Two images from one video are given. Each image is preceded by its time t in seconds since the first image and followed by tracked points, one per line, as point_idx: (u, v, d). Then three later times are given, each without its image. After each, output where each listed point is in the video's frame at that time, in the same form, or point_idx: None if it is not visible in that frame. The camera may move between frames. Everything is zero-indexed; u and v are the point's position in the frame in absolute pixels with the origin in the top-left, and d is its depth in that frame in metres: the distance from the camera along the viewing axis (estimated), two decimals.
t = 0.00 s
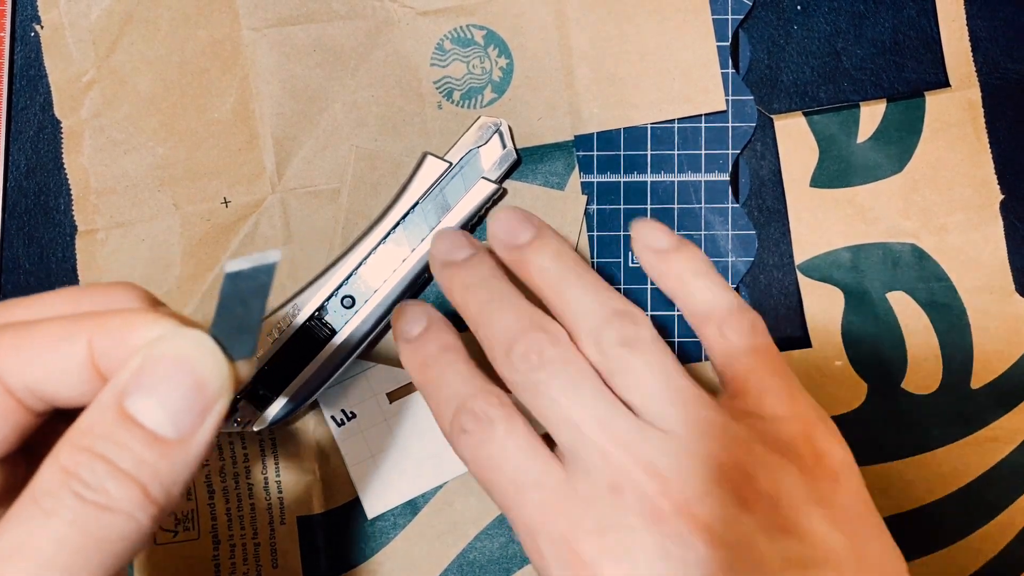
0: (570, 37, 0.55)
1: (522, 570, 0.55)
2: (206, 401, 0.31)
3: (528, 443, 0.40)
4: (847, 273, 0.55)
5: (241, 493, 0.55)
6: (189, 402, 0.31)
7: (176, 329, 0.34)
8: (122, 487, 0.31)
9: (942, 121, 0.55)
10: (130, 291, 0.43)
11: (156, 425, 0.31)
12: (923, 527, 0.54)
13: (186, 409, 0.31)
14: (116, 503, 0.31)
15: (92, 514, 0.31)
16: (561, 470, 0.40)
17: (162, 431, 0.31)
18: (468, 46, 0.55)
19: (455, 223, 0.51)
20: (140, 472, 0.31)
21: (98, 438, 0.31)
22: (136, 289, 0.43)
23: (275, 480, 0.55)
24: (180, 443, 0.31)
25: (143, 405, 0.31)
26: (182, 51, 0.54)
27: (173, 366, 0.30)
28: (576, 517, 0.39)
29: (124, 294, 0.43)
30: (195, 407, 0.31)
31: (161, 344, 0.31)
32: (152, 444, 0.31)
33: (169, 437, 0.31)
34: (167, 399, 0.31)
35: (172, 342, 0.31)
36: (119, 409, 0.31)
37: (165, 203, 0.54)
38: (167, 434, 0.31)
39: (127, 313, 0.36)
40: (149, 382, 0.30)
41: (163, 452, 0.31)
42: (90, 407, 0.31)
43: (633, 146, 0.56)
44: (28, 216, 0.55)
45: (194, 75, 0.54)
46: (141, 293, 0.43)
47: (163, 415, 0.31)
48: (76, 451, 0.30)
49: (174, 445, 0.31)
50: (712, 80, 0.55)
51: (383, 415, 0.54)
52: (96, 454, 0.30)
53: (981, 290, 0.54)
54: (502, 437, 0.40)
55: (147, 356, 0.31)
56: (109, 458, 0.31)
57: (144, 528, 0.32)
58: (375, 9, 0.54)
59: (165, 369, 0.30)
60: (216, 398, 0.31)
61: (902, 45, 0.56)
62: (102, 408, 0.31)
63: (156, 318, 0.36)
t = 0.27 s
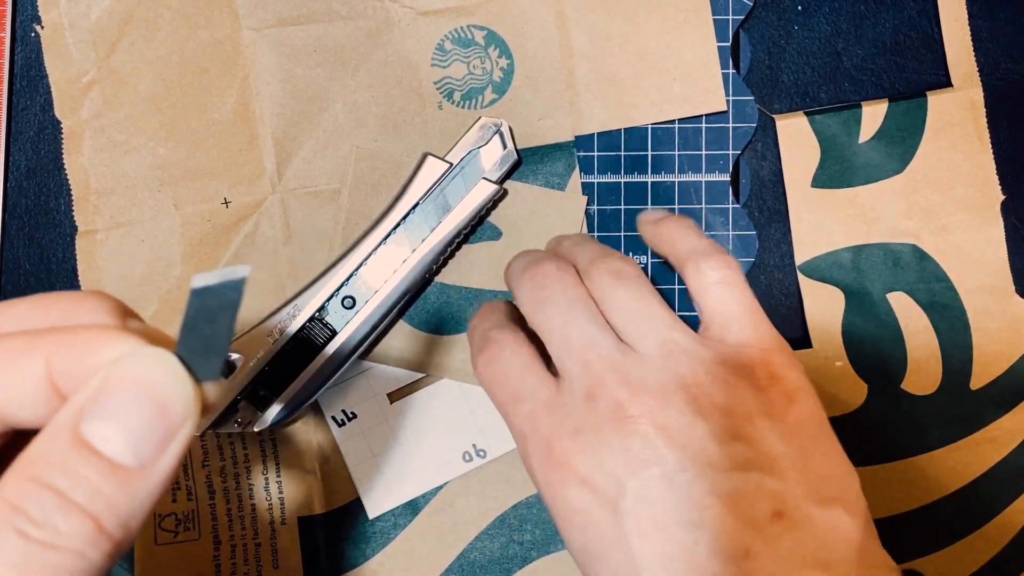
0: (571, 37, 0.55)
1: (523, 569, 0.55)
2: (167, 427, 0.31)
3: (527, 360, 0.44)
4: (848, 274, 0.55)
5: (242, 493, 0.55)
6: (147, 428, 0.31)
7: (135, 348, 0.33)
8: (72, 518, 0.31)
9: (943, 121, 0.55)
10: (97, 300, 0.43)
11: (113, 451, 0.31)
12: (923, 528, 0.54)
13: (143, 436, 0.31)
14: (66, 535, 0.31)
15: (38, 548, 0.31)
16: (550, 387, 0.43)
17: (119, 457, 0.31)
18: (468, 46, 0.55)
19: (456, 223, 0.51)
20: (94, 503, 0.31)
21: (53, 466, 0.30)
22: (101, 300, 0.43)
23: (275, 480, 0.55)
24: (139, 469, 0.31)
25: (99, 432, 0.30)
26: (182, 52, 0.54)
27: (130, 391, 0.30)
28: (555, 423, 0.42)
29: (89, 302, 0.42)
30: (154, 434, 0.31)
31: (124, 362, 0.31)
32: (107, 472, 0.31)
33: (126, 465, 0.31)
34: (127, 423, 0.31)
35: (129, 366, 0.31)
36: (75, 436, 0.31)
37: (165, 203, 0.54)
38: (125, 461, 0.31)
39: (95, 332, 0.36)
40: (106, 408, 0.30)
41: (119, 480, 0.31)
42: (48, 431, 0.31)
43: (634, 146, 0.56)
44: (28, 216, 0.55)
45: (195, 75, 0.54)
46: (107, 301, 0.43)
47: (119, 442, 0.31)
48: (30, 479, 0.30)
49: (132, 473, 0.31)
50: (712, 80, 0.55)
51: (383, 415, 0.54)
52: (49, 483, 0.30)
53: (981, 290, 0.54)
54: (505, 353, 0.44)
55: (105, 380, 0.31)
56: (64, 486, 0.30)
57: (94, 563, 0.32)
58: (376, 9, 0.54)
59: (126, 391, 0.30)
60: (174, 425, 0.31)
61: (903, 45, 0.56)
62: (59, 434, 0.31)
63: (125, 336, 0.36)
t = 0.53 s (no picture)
0: (572, 37, 0.55)
1: (523, 570, 0.55)
2: (142, 451, 0.31)
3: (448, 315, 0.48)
4: (848, 274, 0.55)
5: (241, 494, 0.54)
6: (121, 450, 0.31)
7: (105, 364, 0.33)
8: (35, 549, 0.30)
9: (943, 121, 0.55)
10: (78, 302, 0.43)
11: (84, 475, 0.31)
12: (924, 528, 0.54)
13: (117, 458, 0.31)
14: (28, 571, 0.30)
15: None
16: (469, 339, 0.47)
17: (89, 485, 0.31)
18: (468, 46, 0.55)
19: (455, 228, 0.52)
20: (60, 534, 0.31)
21: (19, 492, 0.30)
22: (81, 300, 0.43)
23: (275, 481, 0.55)
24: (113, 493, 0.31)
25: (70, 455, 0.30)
26: (182, 51, 0.54)
27: (102, 412, 0.30)
28: (477, 371, 0.46)
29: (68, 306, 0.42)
30: (128, 455, 0.31)
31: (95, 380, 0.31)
32: (75, 500, 0.31)
33: (96, 493, 0.31)
34: (98, 449, 0.30)
35: (100, 384, 0.31)
36: (43, 460, 0.30)
37: (165, 203, 0.54)
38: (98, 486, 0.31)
39: (66, 344, 0.36)
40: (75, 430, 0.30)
41: (88, 510, 0.31)
42: (13, 459, 0.31)
43: (635, 146, 0.56)
44: (28, 217, 0.55)
45: (195, 75, 0.54)
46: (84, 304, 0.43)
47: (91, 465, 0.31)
48: None
49: (103, 500, 0.31)
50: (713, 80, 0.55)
51: (383, 415, 0.54)
52: (12, 513, 0.30)
53: (981, 290, 0.54)
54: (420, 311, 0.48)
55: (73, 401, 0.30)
56: (31, 513, 0.30)
57: None
58: (376, 9, 0.54)
59: (94, 414, 0.30)
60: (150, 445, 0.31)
61: (903, 45, 0.56)
62: (25, 460, 0.30)
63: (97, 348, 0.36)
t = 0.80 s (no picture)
0: (572, 37, 0.55)
1: (522, 570, 0.55)
2: (122, 471, 0.32)
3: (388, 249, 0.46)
4: (848, 274, 0.55)
5: (241, 493, 0.55)
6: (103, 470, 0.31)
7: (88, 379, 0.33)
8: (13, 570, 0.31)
9: (944, 122, 0.55)
10: (65, 311, 0.41)
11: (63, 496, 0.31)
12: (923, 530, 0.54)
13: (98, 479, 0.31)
14: None
15: None
16: (412, 271, 0.46)
17: (69, 507, 0.31)
18: (468, 47, 0.55)
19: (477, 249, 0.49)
20: (38, 557, 0.31)
21: None
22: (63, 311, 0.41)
23: (275, 480, 0.55)
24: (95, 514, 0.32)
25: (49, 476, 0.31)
26: (182, 52, 0.54)
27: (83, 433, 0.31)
28: (420, 307, 0.46)
29: (48, 316, 0.40)
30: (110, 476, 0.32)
31: (76, 399, 0.31)
32: (53, 523, 0.31)
33: (75, 515, 0.31)
34: (78, 471, 0.31)
35: (79, 404, 0.31)
36: (20, 481, 0.31)
37: (165, 202, 0.54)
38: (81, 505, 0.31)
39: (51, 358, 0.35)
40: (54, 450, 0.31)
41: (68, 531, 0.31)
42: None
43: (634, 146, 0.56)
44: (29, 216, 0.55)
45: (194, 75, 0.54)
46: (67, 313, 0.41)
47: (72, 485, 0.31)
48: None
49: (82, 522, 0.32)
50: (714, 79, 0.55)
51: (383, 415, 0.54)
52: None
53: (981, 291, 0.54)
54: (366, 245, 0.46)
55: (52, 419, 0.31)
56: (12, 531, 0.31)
57: None
58: (376, 9, 0.54)
59: (72, 433, 0.31)
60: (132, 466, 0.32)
61: (903, 45, 0.56)
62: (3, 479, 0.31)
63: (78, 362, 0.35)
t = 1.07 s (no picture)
0: (572, 39, 0.55)
1: (522, 571, 0.54)
2: (123, 486, 0.31)
3: (619, 281, 0.31)
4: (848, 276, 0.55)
5: (242, 494, 0.55)
6: (105, 483, 0.30)
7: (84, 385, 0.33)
8: None
9: (943, 124, 0.55)
10: (58, 307, 0.41)
11: (61, 512, 0.30)
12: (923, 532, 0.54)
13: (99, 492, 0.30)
14: None
15: None
16: (618, 242, 0.32)
17: (67, 526, 0.30)
18: (469, 50, 0.55)
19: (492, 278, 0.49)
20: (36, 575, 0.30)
21: None
22: (57, 307, 0.41)
23: (275, 482, 0.55)
24: (97, 530, 0.31)
25: (46, 490, 0.30)
26: (184, 53, 0.54)
27: (84, 441, 0.30)
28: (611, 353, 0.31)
29: (41, 310, 0.40)
30: (112, 490, 0.31)
31: (70, 410, 0.31)
32: (50, 540, 0.30)
33: (74, 533, 0.30)
34: (76, 484, 0.30)
35: (80, 411, 0.30)
36: (14, 496, 0.30)
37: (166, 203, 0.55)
38: (81, 521, 0.30)
39: (46, 362, 0.35)
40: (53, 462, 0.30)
41: (66, 552, 0.30)
42: None
43: (634, 147, 0.56)
44: (28, 216, 0.56)
45: (197, 76, 0.55)
46: (61, 309, 0.40)
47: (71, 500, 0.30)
48: None
49: (81, 541, 0.30)
50: (715, 80, 0.55)
51: (383, 418, 0.55)
52: None
53: (981, 293, 0.54)
54: (586, 248, 0.32)
55: (50, 428, 0.30)
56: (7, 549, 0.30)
57: None
58: (378, 11, 0.55)
59: (71, 442, 0.30)
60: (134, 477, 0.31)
61: (903, 45, 0.56)
62: None
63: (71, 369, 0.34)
